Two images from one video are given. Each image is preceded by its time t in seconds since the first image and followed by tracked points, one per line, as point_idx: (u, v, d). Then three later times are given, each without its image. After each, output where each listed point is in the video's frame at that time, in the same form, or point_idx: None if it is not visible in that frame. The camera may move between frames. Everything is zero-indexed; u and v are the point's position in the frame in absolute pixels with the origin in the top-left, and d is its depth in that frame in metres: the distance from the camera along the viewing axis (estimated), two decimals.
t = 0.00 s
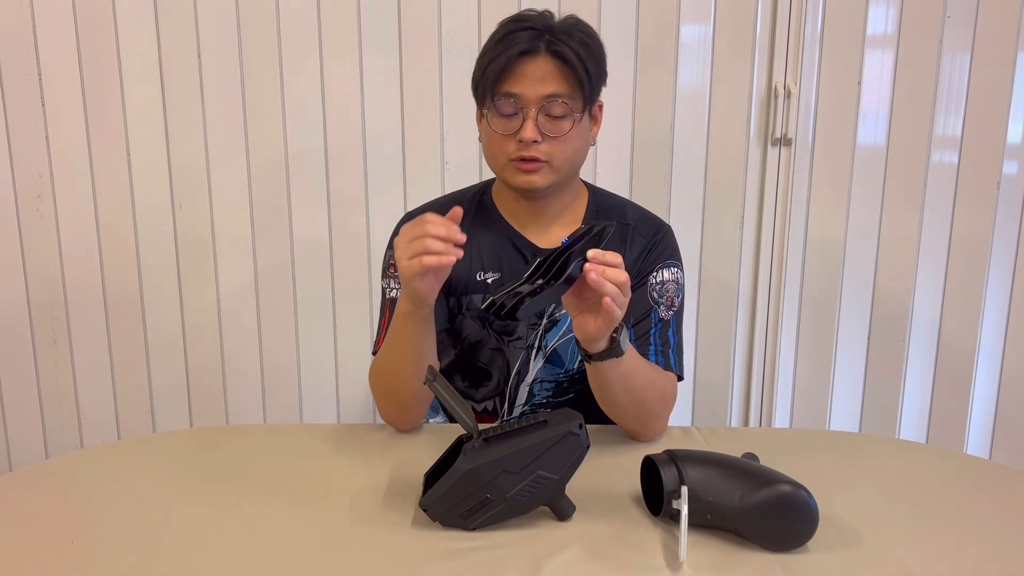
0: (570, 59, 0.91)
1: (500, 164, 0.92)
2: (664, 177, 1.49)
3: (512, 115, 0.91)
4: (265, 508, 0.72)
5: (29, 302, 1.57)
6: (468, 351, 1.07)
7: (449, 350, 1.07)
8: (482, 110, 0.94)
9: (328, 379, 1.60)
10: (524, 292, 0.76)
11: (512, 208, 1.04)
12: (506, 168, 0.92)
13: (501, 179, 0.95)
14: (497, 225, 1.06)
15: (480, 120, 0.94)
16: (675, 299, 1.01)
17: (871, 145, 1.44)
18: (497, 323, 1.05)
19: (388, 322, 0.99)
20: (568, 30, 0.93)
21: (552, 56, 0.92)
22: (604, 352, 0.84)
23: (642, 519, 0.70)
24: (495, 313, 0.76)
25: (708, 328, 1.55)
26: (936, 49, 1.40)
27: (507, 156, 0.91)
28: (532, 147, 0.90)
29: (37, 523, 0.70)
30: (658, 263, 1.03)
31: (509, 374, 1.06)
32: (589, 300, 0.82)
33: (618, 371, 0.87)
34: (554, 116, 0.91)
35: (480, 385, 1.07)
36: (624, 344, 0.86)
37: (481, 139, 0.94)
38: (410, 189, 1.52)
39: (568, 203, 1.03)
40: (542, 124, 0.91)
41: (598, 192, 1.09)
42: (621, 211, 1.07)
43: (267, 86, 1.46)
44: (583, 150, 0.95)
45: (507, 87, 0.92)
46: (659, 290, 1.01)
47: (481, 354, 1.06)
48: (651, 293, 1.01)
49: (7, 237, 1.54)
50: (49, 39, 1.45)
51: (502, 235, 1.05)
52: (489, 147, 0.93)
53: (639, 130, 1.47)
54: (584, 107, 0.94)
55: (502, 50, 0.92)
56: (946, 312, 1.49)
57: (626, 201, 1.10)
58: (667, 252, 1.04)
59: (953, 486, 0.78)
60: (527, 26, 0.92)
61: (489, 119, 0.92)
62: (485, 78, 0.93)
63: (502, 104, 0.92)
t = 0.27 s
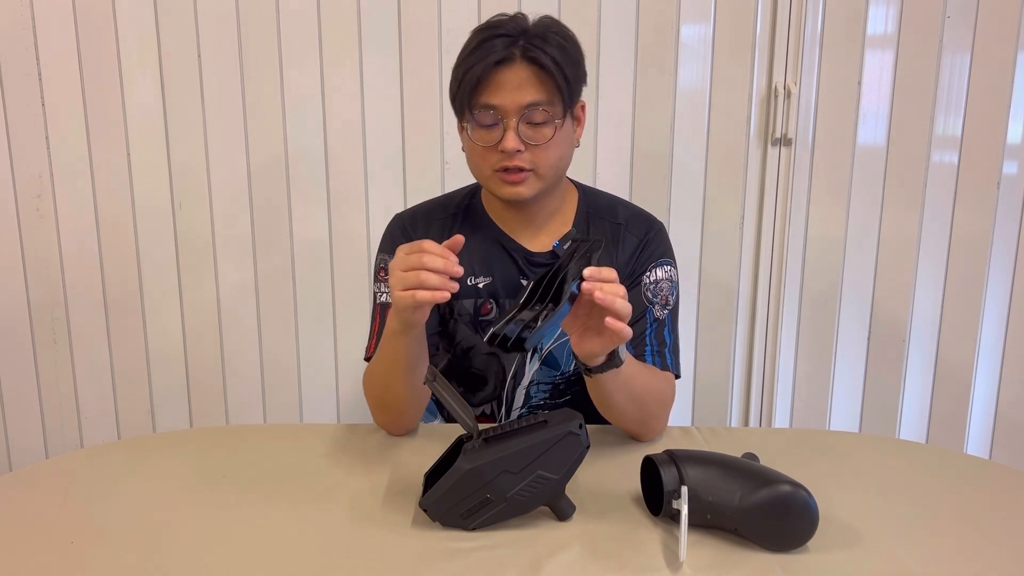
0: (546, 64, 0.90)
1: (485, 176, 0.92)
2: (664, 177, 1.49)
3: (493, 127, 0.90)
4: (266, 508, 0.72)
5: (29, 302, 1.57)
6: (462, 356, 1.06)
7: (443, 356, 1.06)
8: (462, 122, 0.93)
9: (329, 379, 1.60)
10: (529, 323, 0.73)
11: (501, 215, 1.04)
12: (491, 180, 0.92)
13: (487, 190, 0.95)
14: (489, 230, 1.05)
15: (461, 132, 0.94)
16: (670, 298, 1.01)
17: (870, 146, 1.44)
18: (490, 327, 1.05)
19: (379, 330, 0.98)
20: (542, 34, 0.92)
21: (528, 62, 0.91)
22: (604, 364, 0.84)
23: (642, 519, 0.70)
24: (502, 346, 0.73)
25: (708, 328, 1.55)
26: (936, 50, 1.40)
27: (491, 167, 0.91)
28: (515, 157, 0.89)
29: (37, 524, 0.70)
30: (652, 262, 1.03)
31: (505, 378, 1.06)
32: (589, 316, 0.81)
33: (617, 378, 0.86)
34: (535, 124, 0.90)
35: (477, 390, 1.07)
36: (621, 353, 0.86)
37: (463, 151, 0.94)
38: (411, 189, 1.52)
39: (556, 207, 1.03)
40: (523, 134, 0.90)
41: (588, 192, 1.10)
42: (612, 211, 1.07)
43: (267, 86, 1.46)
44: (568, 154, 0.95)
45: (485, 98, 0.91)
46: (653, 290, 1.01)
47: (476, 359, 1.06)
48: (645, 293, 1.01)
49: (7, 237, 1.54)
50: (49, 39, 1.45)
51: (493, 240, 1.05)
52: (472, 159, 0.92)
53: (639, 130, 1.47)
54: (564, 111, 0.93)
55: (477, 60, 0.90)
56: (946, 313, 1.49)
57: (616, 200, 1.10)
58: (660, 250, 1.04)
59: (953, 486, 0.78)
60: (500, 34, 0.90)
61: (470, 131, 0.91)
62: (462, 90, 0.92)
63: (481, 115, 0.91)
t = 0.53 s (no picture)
0: (535, 66, 0.90)
1: (476, 179, 0.92)
2: (664, 177, 1.49)
3: (483, 130, 0.90)
4: (266, 508, 0.72)
5: (29, 302, 1.57)
6: (454, 357, 1.06)
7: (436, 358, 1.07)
8: (452, 126, 0.93)
9: (329, 379, 1.60)
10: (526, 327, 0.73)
11: (493, 217, 1.04)
12: (482, 183, 0.92)
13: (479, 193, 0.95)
14: (483, 229, 1.05)
15: (451, 136, 0.94)
16: (664, 297, 1.01)
17: (870, 146, 1.44)
18: (482, 327, 1.05)
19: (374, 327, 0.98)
20: (530, 36, 0.91)
21: (517, 65, 0.90)
22: (601, 367, 0.84)
23: (642, 519, 0.70)
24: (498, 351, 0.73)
25: (707, 328, 1.55)
26: (936, 50, 1.39)
27: (482, 171, 0.91)
28: (506, 161, 0.89)
29: (37, 524, 0.70)
30: (645, 262, 1.03)
31: (499, 380, 1.06)
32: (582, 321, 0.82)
33: (615, 379, 0.86)
34: (525, 127, 0.90)
35: (470, 393, 1.07)
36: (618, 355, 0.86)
37: (454, 155, 0.94)
38: (411, 189, 1.52)
39: (548, 208, 1.03)
40: (513, 137, 0.90)
41: (581, 191, 1.10)
42: (605, 210, 1.07)
43: (267, 86, 1.46)
44: (558, 156, 0.95)
45: (475, 101, 0.91)
46: (647, 289, 1.01)
47: (467, 360, 1.06)
48: (640, 293, 1.01)
49: (7, 237, 1.54)
50: (49, 39, 1.45)
51: (487, 239, 1.05)
52: (463, 163, 0.92)
53: (639, 130, 1.47)
54: (554, 113, 0.93)
55: (466, 63, 0.90)
56: (946, 313, 1.49)
57: (609, 199, 1.10)
58: (653, 249, 1.04)
59: (953, 486, 0.78)
60: (488, 37, 0.90)
61: (460, 135, 0.91)
62: (450, 94, 0.92)
63: (471, 119, 0.91)
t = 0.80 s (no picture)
0: (543, 70, 0.90)
1: (482, 181, 0.92)
2: (664, 177, 1.49)
3: (489, 132, 0.91)
4: (265, 508, 0.72)
5: (29, 302, 1.57)
6: (453, 356, 1.06)
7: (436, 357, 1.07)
8: (459, 127, 0.93)
9: (329, 379, 1.60)
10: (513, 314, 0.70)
11: (497, 219, 1.04)
12: (488, 185, 0.92)
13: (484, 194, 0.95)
14: (483, 229, 1.05)
15: (458, 136, 0.94)
16: (664, 297, 1.01)
17: (870, 146, 1.44)
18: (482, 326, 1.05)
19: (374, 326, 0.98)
20: (539, 39, 0.91)
21: (525, 68, 0.90)
22: (601, 364, 0.84)
23: (642, 519, 0.70)
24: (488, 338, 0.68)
25: (708, 328, 1.55)
26: (936, 50, 1.39)
27: (488, 173, 0.91)
28: (512, 163, 0.89)
29: (37, 524, 0.70)
30: (645, 262, 1.03)
31: (499, 379, 1.06)
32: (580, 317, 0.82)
33: (616, 377, 0.86)
34: (532, 130, 0.90)
35: (470, 393, 1.07)
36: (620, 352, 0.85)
37: (460, 156, 0.94)
38: (411, 189, 1.52)
39: (552, 210, 1.03)
40: (520, 139, 0.90)
41: (581, 191, 1.10)
42: (605, 210, 1.07)
43: (267, 86, 1.46)
44: (563, 159, 0.95)
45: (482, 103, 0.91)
46: (647, 289, 1.01)
47: (467, 360, 1.06)
48: (639, 293, 1.01)
49: (7, 238, 1.54)
50: (49, 39, 1.45)
51: (487, 239, 1.05)
52: (469, 164, 0.93)
53: (639, 130, 1.47)
54: (561, 116, 0.93)
55: (474, 65, 0.90)
56: (945, 312, 1.49)
57: (609, 199, 1.10)
58: (653, 249, 1.05)
59: (952, 486, 0.78)
60: (496, 39, 0.90)
61: (467, 136, 0.91)
62: (458, 94, 0.92)
63: (478, 121, 0.91)
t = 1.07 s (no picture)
0: (545, 66, 0.90)
1: (484, 177, 0.92)
2: (664, 177, 1.49)
3: (491, 129, 0.91)
4: (265, 508, 0.72)
5: (29, 302, 1.57)
6: (456, 355, 1.07)
7: (438, 355, 1.08)
8: (462, 124, 0.93)
9: (328, 379, 1.60)
10: (508, 298, 0.71)
11: (499, 217, 1.04)
12: (490, 182, 0.92)
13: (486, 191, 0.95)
14: (485, 228, 1.05)
15: (460, 134, 0.94)
16: (666, 297, 1.01)
17: (870, 145, 1.44)
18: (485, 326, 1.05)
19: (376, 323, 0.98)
20: (540, 35, 0.92)
21: (527, 64, 0.90)
22: (603, 362, 0.83)
23: (642, 519, 0.70)
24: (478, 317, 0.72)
25: (708, 328, 1.55)
26: (936, 50, 1.39)
27: (490, 169, 0.91)
28: (514, 159, 0.89)
29: (37, 524, 0.70)
30: (648, 262, 1.03)
31: (500, 379, 1.06)
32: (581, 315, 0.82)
33: (620, 375, 0.86)
34: (534, 126, 0.90)
35: (471, 391, 1.08)
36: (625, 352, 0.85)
37: (462, 153, 0.94)
38: (410, 188, 1.52)
39: (553, 208, 1.03)
40: (522, 136, 0.90)
41: (584, 191, 1.10)
42: (608, 210, 1.07)
43: (267, 86, 1.46)
44: (565, 156, 0.95)
45: (484, 100, 0.91)
46: (650, 289, 1.01)
47: (469, 359, 1.06)
48: (642, 293, 1.01)
49: (7, 238, 1.54)
50: (49, 39, 1.45)
51: (490, 239, 1.05)
52: (471, 161, 0.93)
53: (639, 130, 1.47)
54: (563, 113, 0.93)
55: (476, 61, 0.90)
56: (945, 312, 1.49)
57: (611, 199, 1.10)
58: (655, 249, 1.05)
59: (952, 486, 0.78)
60: (498, 35, 0.90)
61: (469, 133, 0.92)
62: (460, 92, 0.92)
63: (480, 118, 0.91)
